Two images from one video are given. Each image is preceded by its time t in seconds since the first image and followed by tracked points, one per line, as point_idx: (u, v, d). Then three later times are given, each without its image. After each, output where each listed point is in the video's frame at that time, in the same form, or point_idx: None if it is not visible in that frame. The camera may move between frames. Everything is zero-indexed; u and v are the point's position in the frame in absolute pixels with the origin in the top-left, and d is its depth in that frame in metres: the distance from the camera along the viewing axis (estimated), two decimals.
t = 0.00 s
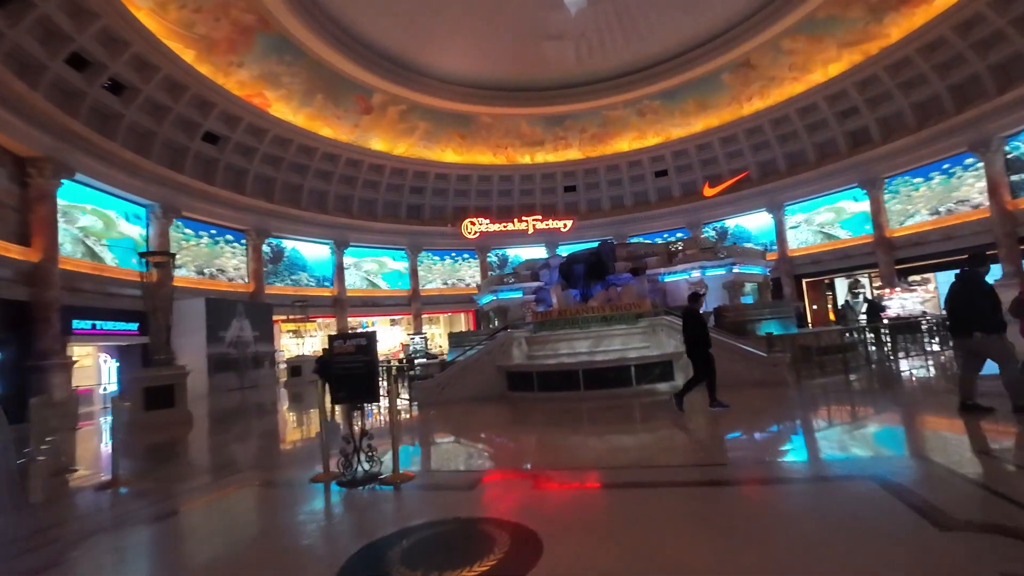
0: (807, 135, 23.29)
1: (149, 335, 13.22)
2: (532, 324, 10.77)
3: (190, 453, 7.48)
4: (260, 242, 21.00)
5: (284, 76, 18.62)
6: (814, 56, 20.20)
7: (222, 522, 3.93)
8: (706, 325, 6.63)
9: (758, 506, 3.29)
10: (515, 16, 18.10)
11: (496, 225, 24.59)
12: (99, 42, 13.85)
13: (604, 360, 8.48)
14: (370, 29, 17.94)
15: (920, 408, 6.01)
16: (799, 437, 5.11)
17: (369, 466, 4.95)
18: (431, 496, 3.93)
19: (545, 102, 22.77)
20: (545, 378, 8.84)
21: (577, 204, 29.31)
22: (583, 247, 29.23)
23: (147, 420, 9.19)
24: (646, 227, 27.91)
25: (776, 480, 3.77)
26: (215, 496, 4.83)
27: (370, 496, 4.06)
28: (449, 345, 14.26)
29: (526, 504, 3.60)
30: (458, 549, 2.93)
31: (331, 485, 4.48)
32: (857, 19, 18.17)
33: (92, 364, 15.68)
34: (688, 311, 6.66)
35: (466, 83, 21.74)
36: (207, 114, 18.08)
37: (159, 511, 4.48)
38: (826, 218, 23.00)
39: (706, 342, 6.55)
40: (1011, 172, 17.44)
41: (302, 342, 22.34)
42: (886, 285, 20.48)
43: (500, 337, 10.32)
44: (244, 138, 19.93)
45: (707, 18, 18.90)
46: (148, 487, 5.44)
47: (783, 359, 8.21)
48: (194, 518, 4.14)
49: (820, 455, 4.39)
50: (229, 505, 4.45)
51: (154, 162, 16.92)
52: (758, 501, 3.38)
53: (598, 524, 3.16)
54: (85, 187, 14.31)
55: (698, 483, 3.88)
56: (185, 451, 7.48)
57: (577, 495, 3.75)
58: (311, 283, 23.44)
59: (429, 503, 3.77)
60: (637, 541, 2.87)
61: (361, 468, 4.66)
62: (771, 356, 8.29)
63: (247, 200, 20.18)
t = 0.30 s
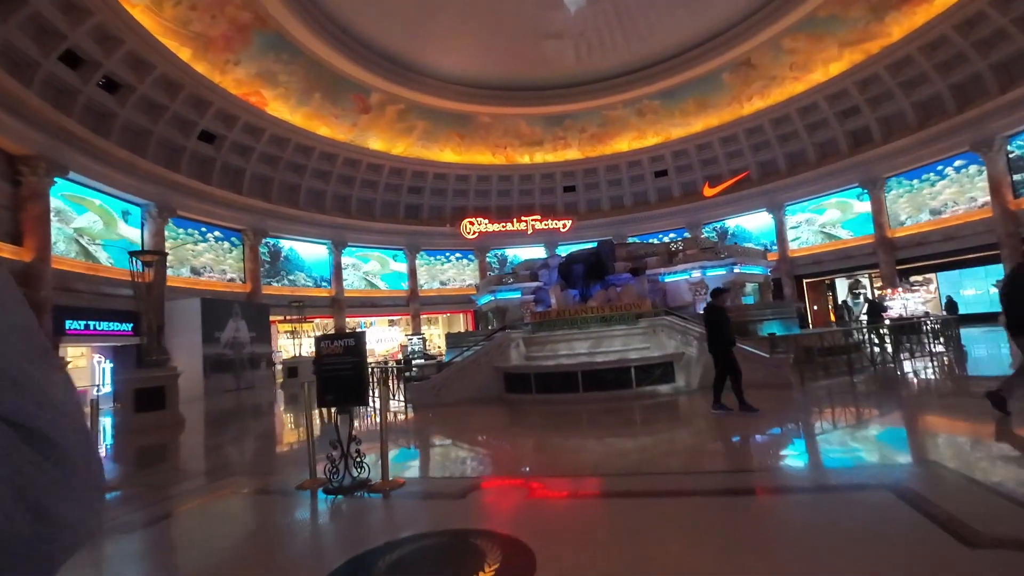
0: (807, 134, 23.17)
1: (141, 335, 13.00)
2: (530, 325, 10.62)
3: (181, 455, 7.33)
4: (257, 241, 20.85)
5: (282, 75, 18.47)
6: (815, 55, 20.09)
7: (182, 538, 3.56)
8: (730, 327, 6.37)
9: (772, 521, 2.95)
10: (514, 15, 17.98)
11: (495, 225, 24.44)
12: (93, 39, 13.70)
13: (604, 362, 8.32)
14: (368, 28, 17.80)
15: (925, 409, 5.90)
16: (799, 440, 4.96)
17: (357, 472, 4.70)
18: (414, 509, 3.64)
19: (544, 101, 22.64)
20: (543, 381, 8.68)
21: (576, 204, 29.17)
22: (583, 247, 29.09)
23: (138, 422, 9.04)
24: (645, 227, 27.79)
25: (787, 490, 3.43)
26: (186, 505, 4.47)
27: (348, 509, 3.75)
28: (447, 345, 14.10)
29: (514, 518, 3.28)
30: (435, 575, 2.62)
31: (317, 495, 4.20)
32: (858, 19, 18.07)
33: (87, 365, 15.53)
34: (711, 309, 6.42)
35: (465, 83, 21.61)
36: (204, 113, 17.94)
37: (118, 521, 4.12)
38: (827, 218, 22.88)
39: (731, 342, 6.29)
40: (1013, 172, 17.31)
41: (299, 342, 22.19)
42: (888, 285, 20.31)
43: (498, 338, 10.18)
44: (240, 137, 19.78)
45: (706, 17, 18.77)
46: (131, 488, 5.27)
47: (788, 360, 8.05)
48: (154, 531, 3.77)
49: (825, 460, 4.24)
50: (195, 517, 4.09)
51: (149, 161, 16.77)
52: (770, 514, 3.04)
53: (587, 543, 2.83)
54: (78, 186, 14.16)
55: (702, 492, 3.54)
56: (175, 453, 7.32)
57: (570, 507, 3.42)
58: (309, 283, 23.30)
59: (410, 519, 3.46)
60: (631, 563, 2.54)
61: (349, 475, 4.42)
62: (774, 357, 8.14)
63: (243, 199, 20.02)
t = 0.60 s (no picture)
0: (807, 134, 23.03)
1: (132, 337, 12.76)
2: (527, 328, 10.45)
3: (169, 459, 7.15)
4: (253, 242, 20.67)
5: (278, 74, 18.31)
6: (816, 55, 19.95)
7: (134, 562, 3.23)
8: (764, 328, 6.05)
9: (783, 549, 2.62)
10: (513, 14, 17.85)
11: (493, 226, 24.26)
12: (86, 38, 13.54)
13: (604, 366, 8.15)
14: (366, 27, 17.66)
15: (934, 414, 5.73)
16: (799, 444, 4.83)
17: (341, 483, 4.46)
18: (391, 528, 3.35)
19: (542, 101, 22.48)
20: (541, 385, 8.51)
21: (575, 205, 29.01)
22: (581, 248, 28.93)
23: (125, 427, 8.86)
24: (644, 228, 27.63)
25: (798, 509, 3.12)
26: (152, 519, 4.16)
27: (320, 529, 3.44)
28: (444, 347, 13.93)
29: (497, 540, 2.99)
30: None
31: (299, 508, 3.94)
32: (858, 18, 17.93)
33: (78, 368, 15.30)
34: (740, 306, 6.18)
35: (463, 82, 21.47)
36: (199, 112, 17.77)
37: (75, 539, 3.80)
38: (827, 219, 22.72)
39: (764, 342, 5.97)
40: (1015, 172, 17.16)
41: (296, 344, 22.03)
42: (889, 286, 20.15)
43: (494, 341, 10.02)
44: (237, 137, 19.60)
45: (706, 16, 18.66)
46: (110, 496, 5.08)
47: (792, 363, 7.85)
48: (105, 554, 3.44)
49: (830, 465, 4.09)
50: (155, 534, 3.76)
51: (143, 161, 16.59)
52: (782, 541, 2.72)
53: (579, 567, 2.59)
54: (70, 186, 13.94)
55: (707, 510, 3.22)
56: (162, 459, 7.13)
57: (561, 528, 3.11)
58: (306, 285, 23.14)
59: (385, 540, 3.16)
60: None
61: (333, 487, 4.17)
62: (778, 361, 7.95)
63: (239, 200, 19.85)
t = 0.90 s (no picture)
0: (808, 135, 22.94)
1: (127, 338, 12.63)
2: (526, 330, 10.34)
3: (162, 462, 7.05)
4: (251, 243, 20.56)
5: (276, 74, 18.21)
6: (816, 55, 19.86)
7: None
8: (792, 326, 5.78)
9: (794, 566, 2.46)
10: (512, 13, 17.76)
11: (492, 227, 24.16)
12: (81, 36, 13.43)
13: (604, 369, 8.04)
14: (363, 26, 17.56)
15: (941, 416, 5.63)
16: (802, 448, 4.72)
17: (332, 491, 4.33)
18: (378, 542, 3.19)
19: (542, 101, 22.38)
20: (540, 388, 8.40)
21: (575, 205, 28.91)
22: (581, 248, 28.83)
23: (118, 430, 8.76)
24: (644, 228, 27.54)
25: (807, 522, 2.95)
26: (135, 529, 4.01)
27: (305, 544, 3.28)
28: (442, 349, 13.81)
29: (492, 555, 2.86)
30: None
31: (288, 519, 3.81)
32: (859, 17, 17.83)
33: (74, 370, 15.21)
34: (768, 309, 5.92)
35: (462, 82, 21.38)
36: (196, 112, 17.66)
37: (51, 552, 3.64)
38: (828, 220, 22.62)
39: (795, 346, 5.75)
40: (1017, 172, 17.06)
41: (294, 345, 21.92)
42: (890, 287, 20.05)
43: (493, 343, 9.92)
44: (234, 137, 19.49)
45: (705, 16, 18.59)
46: (100, 503, 4.96)
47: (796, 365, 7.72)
48: (82, 568, 3.27)
49: (837, 471, 3.97)
50: (134, 546, 3.59)
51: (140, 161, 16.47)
52: (790, 557, 2.56)
53: None
54: (65, 187, 13.82)
55: (712, 524, 3.06)
56: (155, 462, 7.01)
57: (557, 544, 2.94)
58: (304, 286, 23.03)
59: (370, 556, 2.99)
60: None
61: (323, 496, 4.05)
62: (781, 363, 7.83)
63: (237, 200, 19.75)
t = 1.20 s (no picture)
0: (809, 134, 22.80)
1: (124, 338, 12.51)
2: (527, 330, 10.21)
3: (156, 465, 6.93)
4: (249, 243, 20.44)
5: (274, 72, 18.07)
6: (818, 53, 19.73)
7: None
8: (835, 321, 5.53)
9: None
10: (511, 11, 17.63)
11: (492, 227, 24.04)
12: (76, 34, 13.31)
13: (606, 370, 7.92)
14: (362, 24, 17.42)
15: (952, 417, 5.51)
16: (805, 451, 4.62)
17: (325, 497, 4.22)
18: (374, 554, 3.04)
19: (542, 100, 22.25)
20: (540, 390, 8.27)
21: (575, 205, 28.79)
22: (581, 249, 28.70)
23: (111, 433, 8.63)
24: (645, 228, 27.41)
25: (822, 533, 2.81)
26: (120, 538, 3.85)
27: (296, 555, 3.13)
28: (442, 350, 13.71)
29: (491, 567, 2.73)
30: None
31: (278, 527, 3.69)
32: (861, 15, 17.71)
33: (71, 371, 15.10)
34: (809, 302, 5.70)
35: (462, 81, 21.26)
36: (194, 111, 17.54)
37: (28, 565, 3.46)
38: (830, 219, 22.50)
39: (836, 342, 5.48)
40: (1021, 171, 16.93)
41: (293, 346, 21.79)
42: (892, 287, 19.94)
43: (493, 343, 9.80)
44: (232, 137, 19.36)
45: (706, 15, 18.47)
46: (89, 508, 4.83)
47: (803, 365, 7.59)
48: None
49: (848, 475, 3.84)
50: (115, 558, 3.42)
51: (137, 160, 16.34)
52: (804, 570, 2.43)
53: None
54: (61, 186, 13.70)
55: (724, 535, 2.90)
56: (148, 466, 6.87)
57: (561, 557, 2.79)
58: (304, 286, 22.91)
59: (364, 569, 2.84)
60: None
61: (315, 503, 3.92)
62: (787, 364, 7.70)
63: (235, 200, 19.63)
